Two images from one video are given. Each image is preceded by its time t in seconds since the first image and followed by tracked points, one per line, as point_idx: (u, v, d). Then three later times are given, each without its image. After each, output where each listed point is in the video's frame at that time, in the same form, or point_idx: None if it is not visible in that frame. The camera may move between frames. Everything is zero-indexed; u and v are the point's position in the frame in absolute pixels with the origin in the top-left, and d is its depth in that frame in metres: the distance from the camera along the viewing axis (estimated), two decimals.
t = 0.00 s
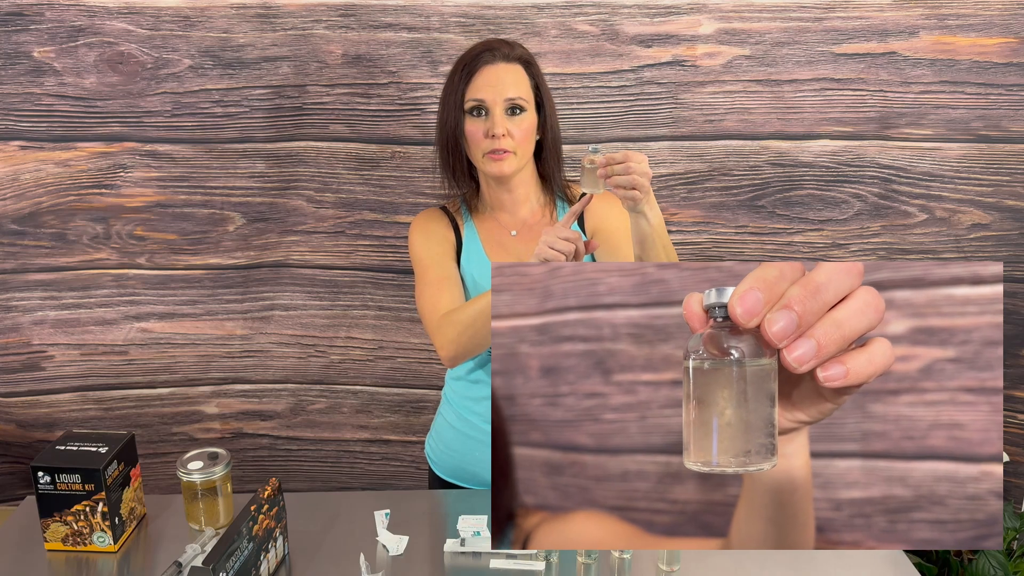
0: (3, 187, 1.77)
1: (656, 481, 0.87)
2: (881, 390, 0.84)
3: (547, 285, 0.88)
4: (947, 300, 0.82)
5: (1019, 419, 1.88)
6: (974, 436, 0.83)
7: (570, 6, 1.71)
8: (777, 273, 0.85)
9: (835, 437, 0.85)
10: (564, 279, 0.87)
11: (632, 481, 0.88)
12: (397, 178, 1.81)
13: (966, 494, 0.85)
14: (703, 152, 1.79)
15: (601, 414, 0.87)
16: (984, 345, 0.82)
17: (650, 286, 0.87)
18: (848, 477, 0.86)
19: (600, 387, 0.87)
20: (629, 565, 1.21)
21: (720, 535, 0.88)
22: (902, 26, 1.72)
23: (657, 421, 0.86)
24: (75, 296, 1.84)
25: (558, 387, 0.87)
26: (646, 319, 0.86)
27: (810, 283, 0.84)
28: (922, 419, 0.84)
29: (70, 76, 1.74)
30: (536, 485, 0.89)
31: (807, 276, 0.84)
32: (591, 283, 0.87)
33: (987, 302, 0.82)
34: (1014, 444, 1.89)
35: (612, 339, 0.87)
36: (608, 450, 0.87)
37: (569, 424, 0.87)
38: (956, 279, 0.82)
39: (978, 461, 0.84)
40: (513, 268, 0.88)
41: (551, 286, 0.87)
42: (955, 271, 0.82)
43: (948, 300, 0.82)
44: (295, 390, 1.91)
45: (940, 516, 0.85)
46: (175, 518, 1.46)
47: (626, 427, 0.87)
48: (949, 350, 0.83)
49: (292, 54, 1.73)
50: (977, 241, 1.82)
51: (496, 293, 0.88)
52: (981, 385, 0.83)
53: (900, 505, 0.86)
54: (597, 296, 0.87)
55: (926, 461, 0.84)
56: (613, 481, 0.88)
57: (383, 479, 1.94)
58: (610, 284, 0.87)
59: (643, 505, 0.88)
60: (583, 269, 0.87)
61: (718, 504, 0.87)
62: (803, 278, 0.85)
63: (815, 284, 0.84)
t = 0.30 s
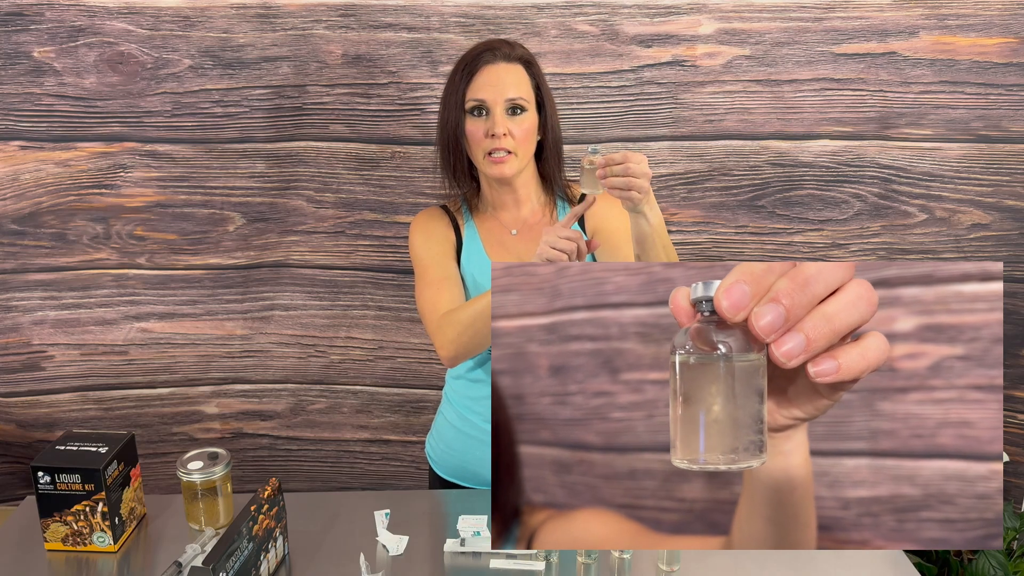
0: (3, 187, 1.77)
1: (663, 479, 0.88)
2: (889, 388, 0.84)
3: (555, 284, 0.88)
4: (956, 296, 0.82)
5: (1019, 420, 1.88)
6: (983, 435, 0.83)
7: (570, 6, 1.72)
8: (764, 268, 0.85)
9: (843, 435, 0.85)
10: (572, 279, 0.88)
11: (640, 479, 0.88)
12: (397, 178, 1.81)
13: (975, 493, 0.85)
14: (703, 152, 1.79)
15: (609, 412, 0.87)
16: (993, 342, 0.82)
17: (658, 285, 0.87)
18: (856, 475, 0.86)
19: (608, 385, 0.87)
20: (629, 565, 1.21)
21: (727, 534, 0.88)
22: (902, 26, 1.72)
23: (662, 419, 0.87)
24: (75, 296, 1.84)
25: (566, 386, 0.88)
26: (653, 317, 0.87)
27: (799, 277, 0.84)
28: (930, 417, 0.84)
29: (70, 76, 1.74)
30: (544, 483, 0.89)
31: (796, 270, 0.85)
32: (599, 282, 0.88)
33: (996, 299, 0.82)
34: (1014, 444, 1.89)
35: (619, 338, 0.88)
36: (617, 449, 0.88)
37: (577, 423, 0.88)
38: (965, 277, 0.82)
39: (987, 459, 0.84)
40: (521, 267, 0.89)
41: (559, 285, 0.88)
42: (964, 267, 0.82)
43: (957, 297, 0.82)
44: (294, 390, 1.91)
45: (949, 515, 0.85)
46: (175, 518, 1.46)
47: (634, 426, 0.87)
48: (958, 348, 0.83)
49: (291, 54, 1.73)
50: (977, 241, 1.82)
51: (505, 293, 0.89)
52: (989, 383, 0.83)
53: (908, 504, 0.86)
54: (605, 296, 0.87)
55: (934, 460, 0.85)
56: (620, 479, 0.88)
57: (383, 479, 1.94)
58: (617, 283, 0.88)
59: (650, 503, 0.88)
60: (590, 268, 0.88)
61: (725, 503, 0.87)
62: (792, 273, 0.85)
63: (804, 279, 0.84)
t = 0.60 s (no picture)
0: (3, 187, 1.77)
1: (667, 478, 0.88)
2: (893, 386, 0.84)
3: (559, 283, 0.88)
4: (961, 293, 0.82)
5: (1019, 420, 1.88)
6: (989, 433, 0.83)
7: (570, 6, 1.71)
8: (745, 265, 0.86)
9: (847, 434, 0.85)
10: (576, 278, 0.88)
11: (644, 478, 0.88)
12: (397, 178, 1.81)
13: (980, 491, 0.85)
14: (703, 152, 1.79)
15: (613, 411, 0.88)
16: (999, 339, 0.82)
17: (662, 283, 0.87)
18: (861, 474, 0.86)
19: (612, 384, 0.88)
20: (629, 565, 1.21)
21: (731, 532, 0.88)
22: (902, 26, 1.72)
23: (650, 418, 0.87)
24: (75, 296, 1.84)
25: (571, 385, 0.88)
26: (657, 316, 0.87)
27: (780, 273, 0.84)
28: (935, 415, 0.84)
29: (70, 76, 1.74)
30: (549, 482, 0.89)
31: (778, 267, 0.85)
32: (603, 280, 0.88)
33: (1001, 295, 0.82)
34: (1014, 444, 1.89)
35: (623, 336, 0.88)
36: (621, 447, 0.88)
37: (581, 421, 0.88)
38: (970, 275, 0.82)
39: (992, 458, 0.84)
40: (526, 267, 0.89)
41: (563, 284, 0.88)
42: (968, 264, 0.82)
43: (961, 293, 0.82)
44: (295, 390, 1.91)
45: (954, 514, 0.85)
46: (175, 518, 1.46)
47: (638, 425, 0.87)
48: (963, 345, 0.83)
49: (291, 54, 1.73)
50: (977, 241, 1.82)
51: (509, 292, 0.89)
52: (995, 380, 0.83)
53: (913, 503, 0.86)
54: (609, 294, 0.88)
55: (939, 458, 0.85)
56: (624, 477, 0.88)
57: (383, 479, 1.94)
58: (621, 282, 0.88)
59: (654, 501, 0.89)
60: (594, 267, 0.88)
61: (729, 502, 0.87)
62: (774, 269, 0.85)
63: (787, 275, 0.84)
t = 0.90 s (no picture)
0: (3, 187, 1.77)
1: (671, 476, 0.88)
2: (899, 384, 0.84)
3: (563, 282, 0.88)
4: (966, 289, 0.82)
5: (1019, 419, 1.88)
6: (995, 431, 0.83)
7: (570, 6, 1.71)
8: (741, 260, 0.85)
9: (851, 432, 0.85)
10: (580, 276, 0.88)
11: (648, 477, 0.88)
12: (397, 178, 1.81)
13: (986, 490, 0.85)
14: (703, 152, 1.79)
15: (617, 410, 0.88)
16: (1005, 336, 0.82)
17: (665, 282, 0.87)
18: (866, 473, 0.86)
19: (616, 382, 0.88)
20: (629, 565, 1.21)
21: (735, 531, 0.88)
22: (902, 26, 1.72)
23: (642, 416, 0.87)
24: (75, 296, 1.84)
25: (575, 384, 0.88)
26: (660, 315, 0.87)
27: (777, 270, 0.84)
28: (942, 413, 0.84)
29: (70, 76, 1.74)
30: (553, 481, 0.89)
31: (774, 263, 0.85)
32: (606, 279, 0.88)
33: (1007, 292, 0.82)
34: (1014, 444, 1.89)
35: (627, 335, 0.88)
36: (624, 446, 0.88)
37: (585, 420, 0.88)
38: (976, 271, 0.82)
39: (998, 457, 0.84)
40: (530, 265, 0.89)
41: (567, 283, 0.89)
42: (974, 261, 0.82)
43: (967, 289, 0.82)
44: (295, 391, 1.91)
45: (960, 513, 0.85)
46: (175, 518, 1.46)
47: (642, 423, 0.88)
48: (970, 342, 0.83)
49: (292, 54, 1.73)
50: (977, 241, 1.82)
51: (513, 291, 0.89)
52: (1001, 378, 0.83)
53: (919, 502, 0.86)
54: (613, 293, 0.88)
55: (945, 457, 0.85)
56: (628, 476, 0.88)
57: (383, 479, 1.94)
58: (624, 281, 0.88)
59: (658, 500, 0.89)
60: (598, 266, 0.88)
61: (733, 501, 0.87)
62: (770, 265, 0.85)
63: (784, 271, 0.84)
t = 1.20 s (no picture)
0: (3, 187, 1.77)
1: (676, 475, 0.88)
2: (905, 381, 0.84)
3: (568, 280, 0.88)
4: (974, 286, 0.82)
5: (1019, 420, 1.88)
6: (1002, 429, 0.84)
7: (570, 6, 1.71)
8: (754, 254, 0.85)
9: (857, 430, 0.85)
10: (585, 274, 0.88)
11: (654, 475, 0.88)
12: (397, 178, 1.81)
13: (993, 489, 0.85)
14: (703, 152, 1.79)
15: (622, 408, 0.88)
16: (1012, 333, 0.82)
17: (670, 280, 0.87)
18: (872, 471, 0.86)
19: (621, 380, 0.88)
20: (629, 565, 1.21)
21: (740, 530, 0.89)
22: (902, 26, 1.72)
23: (649, 415, 0.87)
24: (75, 296, 1.84)
25: (580, 382, 0.88)
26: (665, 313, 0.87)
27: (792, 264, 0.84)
28: (948, 411, 0.84)
29: (70, 76, 1.74)
30: (558, 479, 0.90)
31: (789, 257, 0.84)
32: (612, 277, 0.88)
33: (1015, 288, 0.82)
34: (1014, 444, 1.89)
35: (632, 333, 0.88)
36: (630, 444, 0.88)
37: (591, 418, 0.88)
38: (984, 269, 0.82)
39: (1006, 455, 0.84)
40: (534, 263, 0.89)
41: (572, 280, 0.88)
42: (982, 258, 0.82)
43: (975, 286, 0.82)
44: (294, 390, 1.91)
45: (967, 512, 0.85)
46: (175, 518, 1.46)
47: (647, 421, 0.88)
48: (977, 339, 0.83)
49: (291, 55, 1.73)
50: (977, 241, 1.82)
51: (518, 289, 0.89)
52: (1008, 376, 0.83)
53: (925, 500, 0.86)
54: (618, 290, 0.88)
55: (952, 456, 0.85)
56: (634, 474, 0.89)
57: (383, 479, 1.94)
58: (629, 278, 0.88)
59: (663, 498, 0.89)
60: (602, 264, 0.88)
61: (738, 499, 0.88)
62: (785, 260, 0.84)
63: (799, 266, 0.84)
